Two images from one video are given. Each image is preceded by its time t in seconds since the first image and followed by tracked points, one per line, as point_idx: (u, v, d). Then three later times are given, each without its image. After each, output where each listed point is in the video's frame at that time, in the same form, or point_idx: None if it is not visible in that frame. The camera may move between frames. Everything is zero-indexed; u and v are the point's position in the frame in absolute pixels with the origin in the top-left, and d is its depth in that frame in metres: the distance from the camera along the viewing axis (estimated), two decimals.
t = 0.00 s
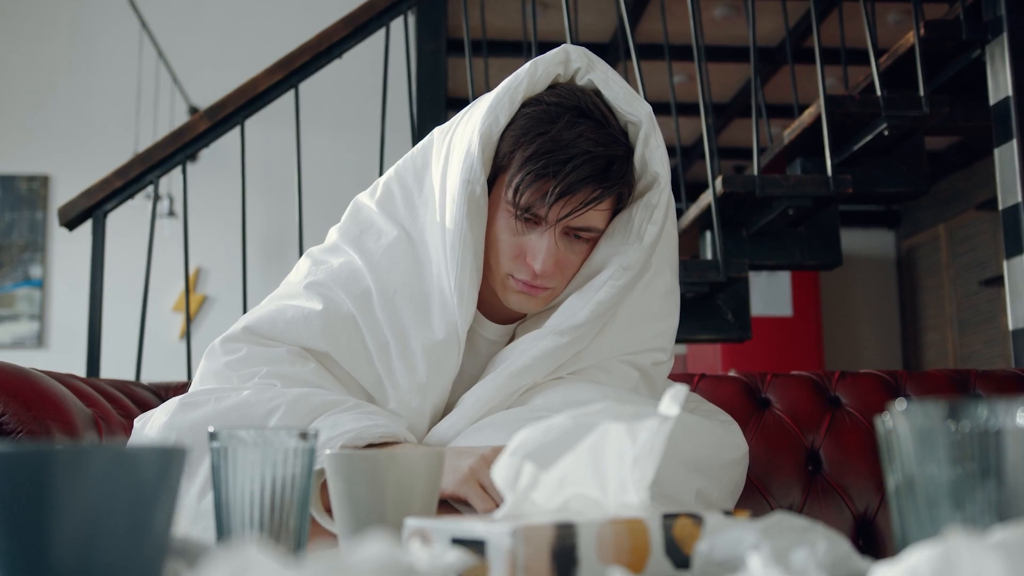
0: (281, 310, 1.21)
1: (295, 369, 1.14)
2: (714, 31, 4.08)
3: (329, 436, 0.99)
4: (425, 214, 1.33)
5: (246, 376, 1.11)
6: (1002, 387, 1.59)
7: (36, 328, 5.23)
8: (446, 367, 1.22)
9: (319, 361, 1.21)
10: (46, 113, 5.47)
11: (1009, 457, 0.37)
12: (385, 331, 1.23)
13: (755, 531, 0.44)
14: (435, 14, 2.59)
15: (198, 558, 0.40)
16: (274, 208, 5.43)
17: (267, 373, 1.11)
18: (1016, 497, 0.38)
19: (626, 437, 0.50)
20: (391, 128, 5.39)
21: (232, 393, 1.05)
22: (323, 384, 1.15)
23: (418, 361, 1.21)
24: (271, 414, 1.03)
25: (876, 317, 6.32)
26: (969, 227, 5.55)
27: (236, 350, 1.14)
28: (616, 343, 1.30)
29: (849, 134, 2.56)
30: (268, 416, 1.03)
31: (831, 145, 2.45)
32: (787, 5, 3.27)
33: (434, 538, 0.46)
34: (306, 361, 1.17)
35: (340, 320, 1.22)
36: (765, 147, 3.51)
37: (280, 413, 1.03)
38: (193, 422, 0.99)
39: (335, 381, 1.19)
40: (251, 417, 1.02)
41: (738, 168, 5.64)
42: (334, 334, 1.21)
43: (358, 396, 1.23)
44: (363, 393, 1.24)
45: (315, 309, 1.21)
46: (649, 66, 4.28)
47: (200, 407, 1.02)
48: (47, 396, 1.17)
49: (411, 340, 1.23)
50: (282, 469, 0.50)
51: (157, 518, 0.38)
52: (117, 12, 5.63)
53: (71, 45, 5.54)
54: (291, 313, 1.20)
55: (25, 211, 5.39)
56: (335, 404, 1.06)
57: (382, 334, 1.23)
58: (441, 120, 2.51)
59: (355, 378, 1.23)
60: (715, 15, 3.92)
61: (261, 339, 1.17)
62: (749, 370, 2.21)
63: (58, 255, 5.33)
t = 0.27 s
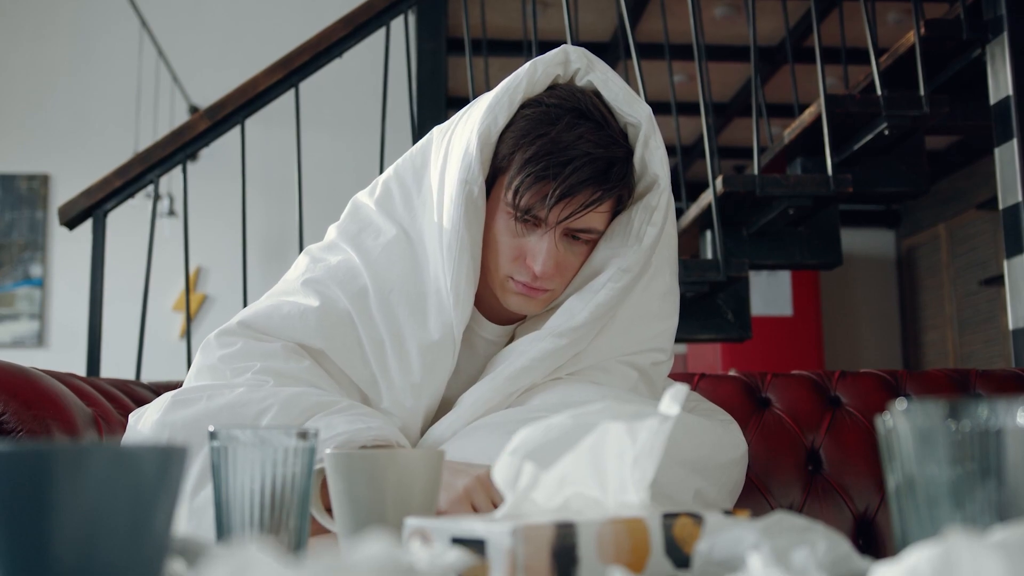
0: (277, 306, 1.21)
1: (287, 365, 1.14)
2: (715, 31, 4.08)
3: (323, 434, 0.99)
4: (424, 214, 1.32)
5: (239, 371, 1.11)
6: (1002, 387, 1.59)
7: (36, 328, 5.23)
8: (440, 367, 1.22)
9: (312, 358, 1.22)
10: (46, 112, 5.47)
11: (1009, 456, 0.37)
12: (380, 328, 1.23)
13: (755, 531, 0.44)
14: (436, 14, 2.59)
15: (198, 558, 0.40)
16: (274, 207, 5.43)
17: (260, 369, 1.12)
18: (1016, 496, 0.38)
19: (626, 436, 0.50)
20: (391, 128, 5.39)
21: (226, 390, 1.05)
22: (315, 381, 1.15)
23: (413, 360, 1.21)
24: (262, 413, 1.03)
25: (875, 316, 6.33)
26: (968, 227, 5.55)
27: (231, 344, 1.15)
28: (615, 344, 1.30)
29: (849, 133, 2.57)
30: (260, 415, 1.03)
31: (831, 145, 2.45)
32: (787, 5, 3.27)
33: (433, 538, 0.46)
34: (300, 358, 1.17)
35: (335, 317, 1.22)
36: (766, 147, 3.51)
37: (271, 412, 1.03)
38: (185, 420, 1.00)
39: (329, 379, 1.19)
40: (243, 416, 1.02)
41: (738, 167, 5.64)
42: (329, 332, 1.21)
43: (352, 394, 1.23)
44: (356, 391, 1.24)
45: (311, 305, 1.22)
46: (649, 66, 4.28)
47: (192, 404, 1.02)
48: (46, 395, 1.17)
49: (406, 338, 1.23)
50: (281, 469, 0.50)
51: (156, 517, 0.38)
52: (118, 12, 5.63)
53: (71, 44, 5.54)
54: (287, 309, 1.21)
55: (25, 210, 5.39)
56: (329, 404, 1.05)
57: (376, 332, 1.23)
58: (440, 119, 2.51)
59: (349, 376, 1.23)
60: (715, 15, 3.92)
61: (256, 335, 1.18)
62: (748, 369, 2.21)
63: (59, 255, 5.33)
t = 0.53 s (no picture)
0: (274, 303, 1.21)
1: (283, 363, 1.14)
2: (715, 30, 4.08)
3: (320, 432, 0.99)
4: (423, 213, 1.32)
5: (235, 368, 1.11)
6: (1002, 387, 1.59)
7: (36, 326, 5.23)
8: (436, 366, 1.22)
9: (309, 355, 1.22)
10: (46, 111, 5.47)
11: (1010, 455, 0.37)
12: (377, 325, 1.23)
13: (754, 530, 0.44)
14: (436, 13, 2.59)
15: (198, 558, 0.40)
16: (274, 206, 5.43)
17: (256, 367, 1.12)
18: (1016, 496, 0.38)
19: (625, 435, 0.50)
20: (391, 126, 5.39)
21: (222, 389, 1.05)
22: (311, 379, 1.15)
23: (410, 358, 1.22)
24: (258, 412, 1.03)
25: (875, 316, 6.33)
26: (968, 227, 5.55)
27: (227, 340, 1.15)
28: (614, 343, 1.30)
29: (849, 132, 2.56)
30: (256, 413, 1.03)
31: (831, 144, 2.45)
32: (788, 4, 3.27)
33: (433, 536, 0.46)
34: (296, 355, 1.17)
35: (332, 314, 1.22)
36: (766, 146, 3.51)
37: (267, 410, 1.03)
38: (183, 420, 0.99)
39: (326, 376, 1.19)
40: (240, 414, 1.02)
41: (738, 167, 5.65)
42: (325, 329, 1.21)
43: (349, 392, 1.23)
44: (353, 389, 1.23)
45: (308, 302, 1.22)
46: (649, 65, 4.28)
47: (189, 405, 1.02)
48: (46, 393, 1.17)
49: (403, 335, 1.23)
50: (280, 467, 0.50)
51: (155, 515, 0.38)
52: (118, 11, 5.63)
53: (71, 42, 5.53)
54: (285, 306, 1.21)
55: (25, 208, 5.39)
56: (325, 402, 1.05)
57: (373, 330, 1.23)
58: (441, 118, 2.51)
59: (346, 374, 1.23)
60: (715, 14, 3.92)
61: (253, 332, 1.18)
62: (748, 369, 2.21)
63: (58, 253, 5.33)
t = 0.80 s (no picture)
0: (276, 307, 1.21)
1: (287, 367, 1.14)
2: (715, 28, 4.08)
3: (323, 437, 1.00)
4: (423, 213, 1.32)
5: (238, 372, 1.11)
6: (1001, 384, 1.59)
7: (36, 324, 5.23)
8: (440, 366, 1.22)
9: (312, 357, 1.21)
10: (46, 109, 5.47)
11: (1008, 453, 0.38)
12: (380, 328, 1.23)
13: (754, 528, 0.44)
14: (436, 11, 2.59)
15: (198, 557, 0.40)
16: (274, 204, 5.43)
17: (259, 371, 1.11)
18: (1017, 493, 0.38)
19: (625, 434, 0.50)
20: (391, 125, 5.39)
21: (225, 394, 1.05)
22: (315, 383, 1.15)
23: (414, 359, 1.21)
24: (262, 416, 1.03)
25: (875, 314, 6.33)
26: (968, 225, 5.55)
27: (230, 346, 1.15)
28: (614, 343, 1.30)
29: (849, 131, 2.56)
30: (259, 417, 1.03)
31: (831, 143, 2.45)
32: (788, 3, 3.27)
33: (433, 535, 0.46)
34: (300, 359, 1.17)
35: (335, 316, 1.22)
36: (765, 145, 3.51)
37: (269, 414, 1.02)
38: (186, 424, 0.99)
39: (330, 379, 1.19)
40: (242, 418, 1.02)
41: (738, 165, 5.64)
42: (328, 331, 1.21)
43: (354, 395, 1.23)
44: (359, 392, 1.23)
45: (311, 305, 1.21)
46: (649, 64, 4.28)
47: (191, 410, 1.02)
48: (46, 392, 1.17)
49: (405, 337, 1.23)
50: (281, 468, 0.50)
51: (155, 515, 0.38)
52: (118, 10, 5.63)
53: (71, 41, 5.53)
54: (286, 310, 1.20)
55: (24, 207, 5.39)
56: (329, 405, 1.05)
57: (375, 330, 1.23)
58: (441, 117, 2.51)
59: (350, 376, 1.23)
60: (715, 13, 3.92)
61: (256, 336, 1.18)
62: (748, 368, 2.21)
63: (58, 251, 5.33)
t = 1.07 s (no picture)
0: (276, 308, 1.21)
1: (287, 369, 1.14)
2: (714, 26, 4.08)
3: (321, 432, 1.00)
4: (424, 213, 1.32)
5: (239, 376, 1.12)
6: (1002, 382, 1.59)
7: (36, 324, 5.23)
8: (441, 367, 1.22)
9: (313, 358, 1.22)
10: (45, 109, 5.46)
11: (1008, 452, 0.37)
12: (380, 328, 1.23)
13: (754, 526, 0.44)
14: (436, 10, 2.58)
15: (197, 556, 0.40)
16: (273, 204, 5.43)
17: (259, 372, 1.12)
18: (1017, 491, 0.38)
19: (625, 432, 0.50)
20: (390, 124, 5.39)
21: (224, 394, 1.05)
22: (315, 384, 1.15)
23: (415, 359, 1.21)
24: (260, 414, 1.03)
25: (875, 312, 6.33)
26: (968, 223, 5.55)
27: (231, 348, 1.15)
28: (613, 342, 1.30)
29: (848, 129, 2.57)
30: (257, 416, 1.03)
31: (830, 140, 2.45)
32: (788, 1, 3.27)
33: (432, 534, 0.46)
34: (301, 360, 1.17)
35: (335, 317, 1.22)
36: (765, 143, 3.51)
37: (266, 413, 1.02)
38: (185, 424, 0.99)
39: (330, 380, 1.19)
40: (241, 416, 1.02)
41: (738, 163, 5.64)
42: (329, 331, 1.21)
43: (356, 395, 1.23)
44: (360, 392, 1.24)
45: (311, 306, 1.21)
46: (649, 62, 4.28)
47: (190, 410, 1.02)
48: (46, 391, 1.17)
49: (406, 337, 1.23)
50: (281, 466, 0.50)
51: (155, 514, 0.38)
52: (117, 9, 5.63)
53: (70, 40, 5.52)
54: (286, 311, 1.20)
55: (24, 206, 5.38)
56: (327, 403, 1.06)
57: (376, 331, 1.23)
58: (440, 116, 2.50)
59: (351, 377, 1.23)
60: (715, 10, 3.92)
61: (257, 338, 1.18)
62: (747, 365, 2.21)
63: (58, 251, 5.32)
